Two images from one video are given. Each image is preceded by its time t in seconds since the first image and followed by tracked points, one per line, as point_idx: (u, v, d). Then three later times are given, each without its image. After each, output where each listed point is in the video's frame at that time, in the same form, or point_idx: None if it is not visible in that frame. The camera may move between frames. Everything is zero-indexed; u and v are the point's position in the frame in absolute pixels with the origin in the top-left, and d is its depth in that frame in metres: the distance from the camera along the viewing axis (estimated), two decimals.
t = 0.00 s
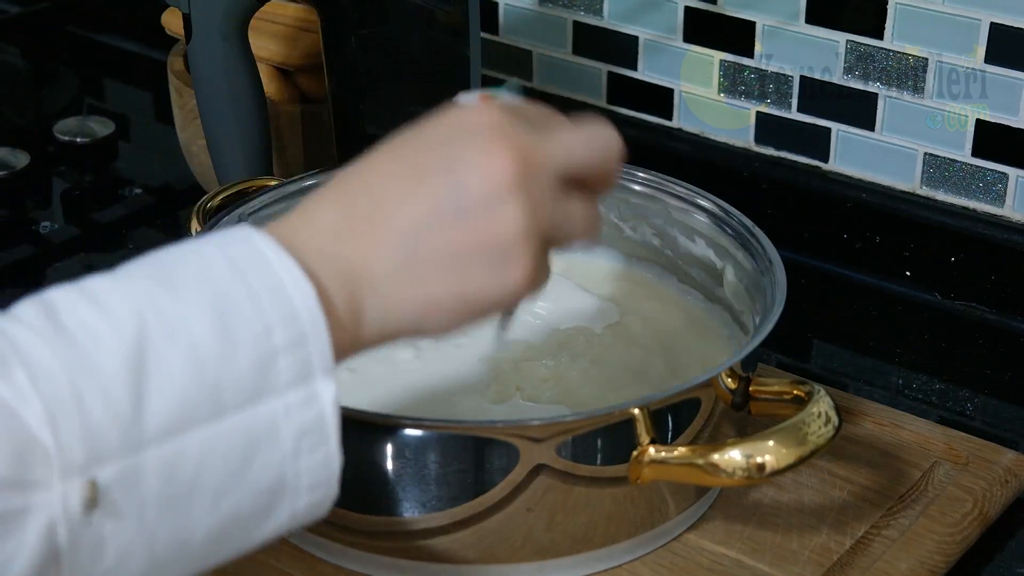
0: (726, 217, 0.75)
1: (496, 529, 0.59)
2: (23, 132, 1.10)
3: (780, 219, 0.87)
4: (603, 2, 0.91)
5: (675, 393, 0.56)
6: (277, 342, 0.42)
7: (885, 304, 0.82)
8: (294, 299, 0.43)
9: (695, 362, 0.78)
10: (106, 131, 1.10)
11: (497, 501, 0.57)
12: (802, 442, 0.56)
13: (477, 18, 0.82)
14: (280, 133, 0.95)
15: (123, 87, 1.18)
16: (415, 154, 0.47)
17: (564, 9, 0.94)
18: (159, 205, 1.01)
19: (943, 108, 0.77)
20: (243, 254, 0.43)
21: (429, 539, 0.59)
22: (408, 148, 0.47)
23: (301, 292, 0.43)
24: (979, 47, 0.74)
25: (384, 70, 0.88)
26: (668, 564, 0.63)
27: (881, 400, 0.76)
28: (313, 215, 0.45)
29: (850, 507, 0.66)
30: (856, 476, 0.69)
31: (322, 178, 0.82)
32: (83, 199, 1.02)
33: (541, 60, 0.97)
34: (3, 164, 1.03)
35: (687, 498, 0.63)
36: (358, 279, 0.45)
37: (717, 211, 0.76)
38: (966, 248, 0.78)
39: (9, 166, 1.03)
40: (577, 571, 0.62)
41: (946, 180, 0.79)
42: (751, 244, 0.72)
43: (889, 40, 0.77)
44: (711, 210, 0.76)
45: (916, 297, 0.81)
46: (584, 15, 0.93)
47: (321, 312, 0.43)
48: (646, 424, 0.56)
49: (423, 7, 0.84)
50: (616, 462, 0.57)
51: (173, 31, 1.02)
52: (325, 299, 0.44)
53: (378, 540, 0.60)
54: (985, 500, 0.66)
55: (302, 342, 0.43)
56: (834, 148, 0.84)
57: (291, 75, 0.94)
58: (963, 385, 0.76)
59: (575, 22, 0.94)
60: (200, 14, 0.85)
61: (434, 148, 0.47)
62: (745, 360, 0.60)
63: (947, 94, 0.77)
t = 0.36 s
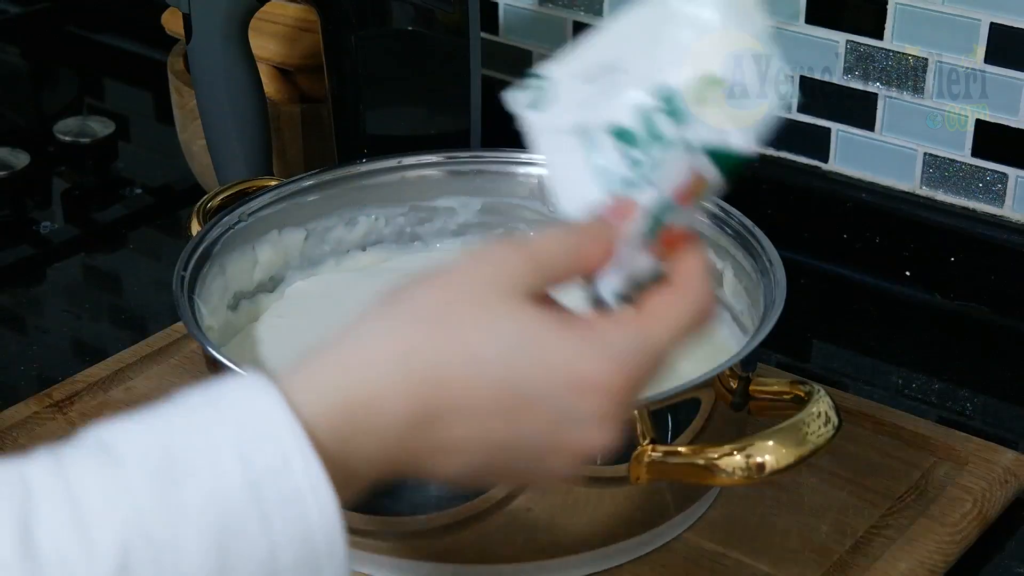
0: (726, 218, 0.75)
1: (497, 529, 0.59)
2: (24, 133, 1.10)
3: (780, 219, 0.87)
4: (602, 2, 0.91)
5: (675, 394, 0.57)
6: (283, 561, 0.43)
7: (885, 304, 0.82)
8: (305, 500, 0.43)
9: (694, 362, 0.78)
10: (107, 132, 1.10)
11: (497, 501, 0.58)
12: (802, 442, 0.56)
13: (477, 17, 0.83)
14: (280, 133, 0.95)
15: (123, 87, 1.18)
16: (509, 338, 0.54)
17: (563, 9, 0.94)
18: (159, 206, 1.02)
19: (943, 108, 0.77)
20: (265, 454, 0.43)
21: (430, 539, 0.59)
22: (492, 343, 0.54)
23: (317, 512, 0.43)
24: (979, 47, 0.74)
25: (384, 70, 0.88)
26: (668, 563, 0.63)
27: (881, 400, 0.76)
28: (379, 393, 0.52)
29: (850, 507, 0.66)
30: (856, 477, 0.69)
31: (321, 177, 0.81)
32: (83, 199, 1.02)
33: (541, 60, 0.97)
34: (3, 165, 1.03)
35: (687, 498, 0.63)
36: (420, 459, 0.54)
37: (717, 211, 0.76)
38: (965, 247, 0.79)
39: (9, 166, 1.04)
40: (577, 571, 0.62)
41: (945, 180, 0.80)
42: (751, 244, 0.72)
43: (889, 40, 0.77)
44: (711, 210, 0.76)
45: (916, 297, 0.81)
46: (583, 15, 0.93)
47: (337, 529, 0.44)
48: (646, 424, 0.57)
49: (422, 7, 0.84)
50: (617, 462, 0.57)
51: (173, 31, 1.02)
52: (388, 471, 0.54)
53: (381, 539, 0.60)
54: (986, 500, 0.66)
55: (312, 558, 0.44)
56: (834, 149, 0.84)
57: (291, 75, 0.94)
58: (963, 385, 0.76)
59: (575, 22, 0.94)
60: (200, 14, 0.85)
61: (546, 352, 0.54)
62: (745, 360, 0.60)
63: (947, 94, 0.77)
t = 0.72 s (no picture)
0: (725, 217, 0.75)
1: (496, 529, 0.59)
2: (25, 133, 1.10)
3: (781, 219, 0.87)
4: (602, 3, 0.91)
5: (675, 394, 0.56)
6: None
7: (885, 304, 0.82)
8: None
9: (695, 362, 0.78)
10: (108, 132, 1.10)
11: (497, 501, 0.58)
12: (802, 442, 0.56)
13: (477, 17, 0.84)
14: (280, 134, 0.95)
15: (123, 87, 1.18)
16: None
17: (563, 9, 0.94)
18: (159, 207, 1.02)
19: (943, 108, 0.77)
20: None
21: (431, 540, 0.59)
22: None
23: None
24: (979, 47, 0.74)
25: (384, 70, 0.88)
26: (668, 563, 0.63)
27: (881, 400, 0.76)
28: None
29: (850, 507, 0.67)
30: (856, 477, 0.69)
31: (322, 178, 0.82)
32: (83, 199, 1.02)
33: (541, 60, 0.97)
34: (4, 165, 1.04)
35: (687, 498, 0.63)
36: None
37: (717, 211, 0.76)
38: (965, 247, 0.79)
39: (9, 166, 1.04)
40: (576, 570, 0.62)
41: (946, 180, 0.79)
42: (750, 243, 0.72)
43: (889, 40, 0.77)
44: (710, 210, 0.76)
45: (916, 296, 0.81)
46: (584, 15, 0.93)
47: None
48: (646, 424, 0.56)
49: (423, 7, 0.84)
50: (617, 462, 0.57)
51: (173, 31, 1.02)
52: None
53: (381, 540, 0.60)
54: (986, 500, 0.66)
55: None
56: (834, 149, 0.84)
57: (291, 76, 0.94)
58: (962, 385, 0.76)
59: (575, 22, 0.94)
60: (201, 15, 0.85)
61: None
62: (745, 360, 0.60)
63: (947, 94, 0.77)
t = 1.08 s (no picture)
0: (726, 217, 0.75)
1: (496, 529, 0.59)
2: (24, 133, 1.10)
3: (781, 219, 0.87)
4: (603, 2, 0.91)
5: (675, 394, 0.56)
6: None
7: (885, 304, 0.82)
8: None
9: (695, 362, 0.78)
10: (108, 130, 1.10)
11: (498, 501, 0.57)
12: (802, 442, 0.56)
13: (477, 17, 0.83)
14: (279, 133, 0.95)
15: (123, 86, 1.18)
16: None
17: (564, 9, 0.94)
18: (159, 206, 1.01)
19: (944, 108, 0.77)
20: None
21: (431, 541, 0.59)
22: None
23: None
24: (979, 46, 0.74)
25: (384, 70, 0.88)
26: (669, 563, 0.63)
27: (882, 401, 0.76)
28: None
29: (850, 507, 0.66)
30: (856, 477, 0.69)
31: (322, 178, 0.81)
32: (83, 199, 1.02)
33: (541, 59, 0.97)
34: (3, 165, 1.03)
35: (687, 498, 0.62)
36: None
37: (717, 211, 0.76)
38: (965, 248, 0.78)
39: (9, 166, 1.02)
40: (577, 570, 0.62)
41: (946, 180, 0.79)
42: (751, 243, 0.72)
43: (889, 40, 0.77)
44: (710, 210, 0.76)
45: (916, 296, 0.81)
46: (584, 14, 0.93)
47: None
48: (646, 424, 0.56)
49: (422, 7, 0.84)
50: (617, 462, 0.57)
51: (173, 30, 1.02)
52: None
53: (381, 541, 0.60)
54: (986, 501, 0.66)
55: None
56: (834, 149, 0.84)
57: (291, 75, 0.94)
58: (963, 385, 0.76)
59: (575, 22, 0.94)
60: (200, 14, 0.85)
61: None
62: (746, 360, 0.60)
63: (947, 94, 0.77)
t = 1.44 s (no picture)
0: (725, 217, 0.75)
1: (496, 529, 0.59)
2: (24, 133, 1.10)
3: (781, 219, 0.86)
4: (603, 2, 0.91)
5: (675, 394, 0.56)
6: None
7: (885, 304, 0.82)
8: None
9: (694, 362, 0.78)
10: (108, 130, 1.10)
11: (498, 501, 0.57)
12: (802, 442, 0.56)
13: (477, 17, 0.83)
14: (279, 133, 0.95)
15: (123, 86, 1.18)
16: None
17: (564, 8, 0.94)
18: (159, 206, 1.01)
19: (944, 108, 0.77)
20: None
21: (430, 541, 0.59)
22: None
23: None
24: (979, 47, 0.74)
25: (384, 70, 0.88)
26: (668, 563, 0.63)
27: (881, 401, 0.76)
28: None
29: (850, 507, 0.66)
30: (856, 477, 0.69)
31: (322, 178, 0.82)
32: (83, 200, 1.02)
33: (540, 60, 0.97)
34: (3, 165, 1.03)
35: (687, 498, 0.62)
36: None
37: (717, 211, 0.76)
38: (965, 247, 0.78)
39: (9, 166, 1.02)
40: (576, 571, 0.62)
41: (946, 180, 0.79)
42: (750, 243, 0.72)
43: (889, 40, 0.77)
44: (710, 210, 0.76)
45: (915, 296, 0.81)
46: (584, 14, 0.93)
47: None
48: (646, 424, 0.56)
49: (423, 7, 0.84)
50: (617, 462, 0.57)
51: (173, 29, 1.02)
52: None
53: (381, 542, 0.60)
54: (986, 501, 0.67)
55: None
56: (834, 148, 0.84)
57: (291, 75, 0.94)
58: (963, 386, 0.76)
59: (575, 22, 0.94)
60: (200, 14, 0.85)
61: None
62: (745, 360, 0.60)
63: (947, 94, 0.77)
